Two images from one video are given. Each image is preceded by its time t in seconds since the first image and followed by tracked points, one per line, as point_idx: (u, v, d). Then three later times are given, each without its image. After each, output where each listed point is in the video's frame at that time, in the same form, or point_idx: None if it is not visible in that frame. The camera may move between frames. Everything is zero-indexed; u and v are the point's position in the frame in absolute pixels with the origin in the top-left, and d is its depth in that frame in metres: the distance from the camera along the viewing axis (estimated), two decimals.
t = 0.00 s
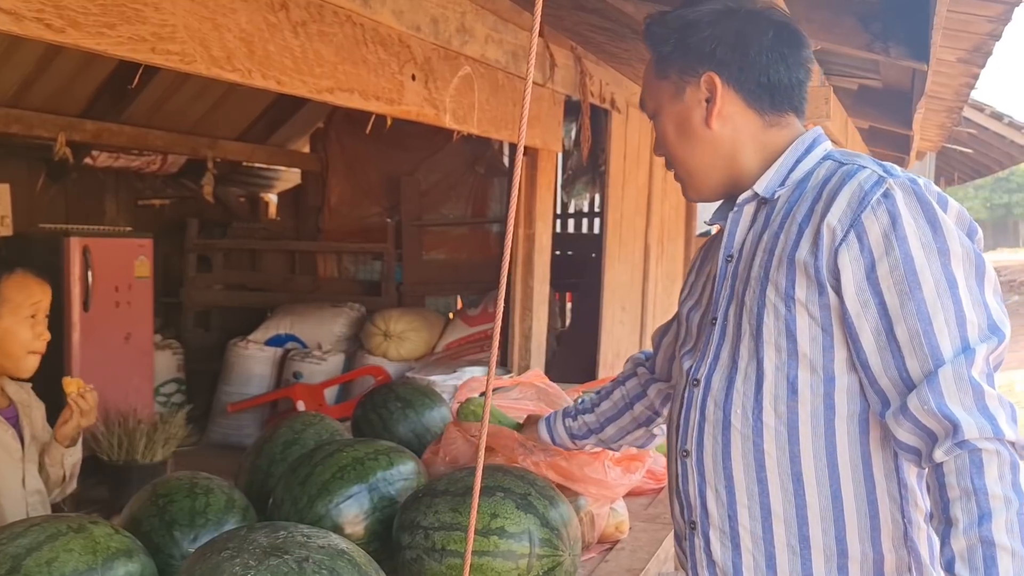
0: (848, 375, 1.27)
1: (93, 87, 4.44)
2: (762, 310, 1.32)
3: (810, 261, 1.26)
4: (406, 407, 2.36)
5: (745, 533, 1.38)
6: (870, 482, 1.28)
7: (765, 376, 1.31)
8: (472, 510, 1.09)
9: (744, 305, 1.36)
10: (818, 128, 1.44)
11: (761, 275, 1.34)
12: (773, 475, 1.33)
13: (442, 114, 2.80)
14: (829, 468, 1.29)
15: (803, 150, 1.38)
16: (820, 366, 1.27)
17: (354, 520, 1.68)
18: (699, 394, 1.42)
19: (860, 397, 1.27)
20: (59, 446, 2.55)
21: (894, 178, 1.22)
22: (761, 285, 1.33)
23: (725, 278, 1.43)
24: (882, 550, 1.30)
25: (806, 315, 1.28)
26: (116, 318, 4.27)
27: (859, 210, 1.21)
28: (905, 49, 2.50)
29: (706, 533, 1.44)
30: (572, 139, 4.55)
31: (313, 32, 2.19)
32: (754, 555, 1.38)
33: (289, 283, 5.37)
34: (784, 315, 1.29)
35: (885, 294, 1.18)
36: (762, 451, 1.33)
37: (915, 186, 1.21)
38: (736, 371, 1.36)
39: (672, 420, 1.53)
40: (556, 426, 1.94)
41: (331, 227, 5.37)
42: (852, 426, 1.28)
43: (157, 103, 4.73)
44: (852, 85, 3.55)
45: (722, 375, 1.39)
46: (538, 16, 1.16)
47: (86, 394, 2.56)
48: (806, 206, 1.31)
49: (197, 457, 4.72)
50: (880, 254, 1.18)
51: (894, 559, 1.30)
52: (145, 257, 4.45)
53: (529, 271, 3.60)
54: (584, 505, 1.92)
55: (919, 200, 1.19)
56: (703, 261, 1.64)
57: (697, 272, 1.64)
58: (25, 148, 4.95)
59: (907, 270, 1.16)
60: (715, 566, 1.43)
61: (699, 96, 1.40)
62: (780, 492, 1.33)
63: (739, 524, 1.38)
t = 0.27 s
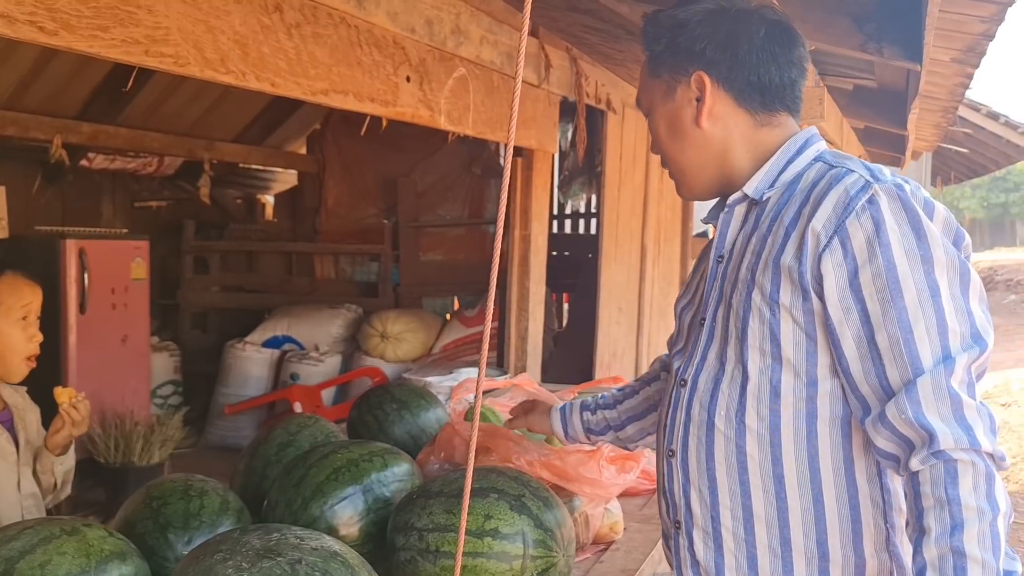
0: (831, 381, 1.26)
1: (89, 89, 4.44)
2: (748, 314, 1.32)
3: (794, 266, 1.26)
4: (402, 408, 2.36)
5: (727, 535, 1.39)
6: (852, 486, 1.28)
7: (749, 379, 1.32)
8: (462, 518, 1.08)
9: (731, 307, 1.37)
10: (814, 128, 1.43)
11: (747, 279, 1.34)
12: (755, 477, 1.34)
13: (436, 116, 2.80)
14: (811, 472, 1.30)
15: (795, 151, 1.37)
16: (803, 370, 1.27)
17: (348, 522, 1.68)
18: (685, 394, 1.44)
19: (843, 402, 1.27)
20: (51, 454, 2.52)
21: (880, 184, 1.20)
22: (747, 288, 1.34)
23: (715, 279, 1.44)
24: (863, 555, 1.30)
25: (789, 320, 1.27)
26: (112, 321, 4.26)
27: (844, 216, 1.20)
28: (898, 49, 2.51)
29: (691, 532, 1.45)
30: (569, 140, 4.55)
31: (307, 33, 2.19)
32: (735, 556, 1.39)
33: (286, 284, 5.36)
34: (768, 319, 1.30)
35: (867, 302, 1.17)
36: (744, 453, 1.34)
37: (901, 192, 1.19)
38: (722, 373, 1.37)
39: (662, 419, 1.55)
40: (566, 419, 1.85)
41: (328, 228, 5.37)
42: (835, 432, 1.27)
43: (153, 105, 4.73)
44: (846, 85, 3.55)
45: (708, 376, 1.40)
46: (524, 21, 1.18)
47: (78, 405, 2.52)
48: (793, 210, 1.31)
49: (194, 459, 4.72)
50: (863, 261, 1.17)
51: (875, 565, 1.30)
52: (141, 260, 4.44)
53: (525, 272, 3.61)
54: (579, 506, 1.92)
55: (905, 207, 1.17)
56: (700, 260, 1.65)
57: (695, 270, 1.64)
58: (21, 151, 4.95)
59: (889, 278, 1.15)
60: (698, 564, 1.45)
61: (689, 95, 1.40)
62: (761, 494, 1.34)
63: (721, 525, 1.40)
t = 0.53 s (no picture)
0: (822, 384, 1.25)
1: (84, 91, 4.44)
2: (740, 315, 1.31)
3: (786, 268, 1.24)
4: (397, 410, 2.36)
5: (717, 536, 1.38)
6: (843, 491, 1.26)
7: (741, 380, 1.31)
8: (454, 515, 1.06)
9: (725, 308, 1.36)
10: (814, 127, 1.40)
11: (740, 280, 1.33)
12: (745, 479, 1.33)
13: (432, 117, 2.80)
14: (801, 475, 1.28)
15: (791, 151, 1.36)
16: (794, 373, 1.26)
17: (342, 524, 1.68)
18: (679, 394, 1.44)
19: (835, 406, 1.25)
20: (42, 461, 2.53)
21: (875, 186, 1.17)
22: (740, 289, 1.32)
23: (710, 279, 1.43)
24: (854, 560, 1.28)
25: (782, 322, 1.26)
26: (108, 323, 4.25)
27: (837, 218, 1.18)
28: (891, 50, 2.52)
29: (682, 532, 1.45)
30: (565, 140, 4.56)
31: (301, 35, 2.19)
32: (725, 557, 1.38)
33: (283, 284, 5.35)
34: (760, 321, 1.28)
35: (858, 306, 1.15)
36: (735, 455, 1.33)
37: (896, 195, 1.16)
38: (715, 375, 1.36)
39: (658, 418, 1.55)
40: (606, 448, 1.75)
41: (324, 229, 5.37)
42: (826, 435, 1.26)
43: (149, 107, 4.73)
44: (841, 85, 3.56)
45: (702, 376, 1.39)
46: (515, 12, 1.12)
47: (66, 414, 2.50)
48: (787, 211, 1.29)
49: (191, 461, 4.71)
50: (855, 265, 1.15)
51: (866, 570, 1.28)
52: (137, 261, 4.44)
53: (522, 273, 3.62)
54: (573, 507, 1.92)
55: (898, 210, 1.15)
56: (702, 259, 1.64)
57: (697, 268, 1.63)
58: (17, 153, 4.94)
59: (880, 282, 1.12)
60: (690, 564, 1.44)
61: (684, 94, 1.39)
62: (751, 496, 1.33)
63: (712, 526, 1.39)
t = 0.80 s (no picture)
0: (827, 385, 1.20)
1: (81, 93, 4.44)
2: (743, 313, 1.26)
3: (788, 266, 1.19)
4: (395, 410, 2.36)
5: (721, 538, 1.33)
6: (849, 496, 1.21)
7: (744, 380, 1.26)
8: (446, 519, 1.07)
9: (728, 306, 1.31)
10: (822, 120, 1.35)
11: (744, 278, 1.28)
12: (749, 480, 1.27)
13: (427, 116, 2.79)
14: (806, 478, 1.23)
15: (798, 144, 1.30)
16: (798, 373, 1.21)
17: (340, 524, 1.68)
18: (682, 392, 1.39)
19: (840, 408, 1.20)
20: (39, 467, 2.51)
21: (879, 182, 1.13)
22: (743, 286, 1.27)
23: (714, 274, 1.38)
24: (861, 565, 1.23)
25: (785, 321, 1.21)
26: (107, 325, 4.25)
27: (841, 215, 1.14)
28: (887, 47, 2.52)
29: (685, 534, 1.40)
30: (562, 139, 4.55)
31: (295, 35, 2.18)
32: (729, 561, 1.33)
33: (280, 285, 5.35)
34: (764, 320, 1.23)
35: (863, 306, 1.10)
36: (739, 455, 1.28)
37: (901, 192, 1.11)
38: (718, 373, 1.31)
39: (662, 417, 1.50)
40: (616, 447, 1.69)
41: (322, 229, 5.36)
42: (831, 437, 1.20)
43: (146, 108, 4.72)
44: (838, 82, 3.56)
45: (706, 375, 1.34)
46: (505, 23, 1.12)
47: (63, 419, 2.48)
48: (791, 206, 1.24)
49: (189, 462, 4.71)
50: (859, 264, 1.10)
51: None
52: (135, 263, 4.44)
53: (519, 272, 3.62)
54: (571, 505, 1.89)
55: (904, 207, 1.10)
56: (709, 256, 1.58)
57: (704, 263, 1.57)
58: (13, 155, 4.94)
59: (885, 281, 1.08)
60: (693, 568, 1.39)
61: (684, 91, 1.35)
62: (755, 498, 1.27)
63: (715, 528, 1.33)
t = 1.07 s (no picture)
0: (823, 395, 1.16)
1: (77, 95, 4.43)
2: (740, 321, 1.25)
3: (780, 273, 1.16)
4: (391, 411, 2.36)
5: (723, 547, 1.32)
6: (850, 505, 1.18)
7: (740, 388, 1.24)
8: (441, 514, 1.08)
9: (727, 312, 1.29)
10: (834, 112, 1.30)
11: (741, 284, 1.26)
12: (747, 491, 1.26)
13: (423, 117, 2.79)
14: (805, 489, 1.20)
15: (801, 143, 1.26)
16: (794, 382, 1.18)
17: (336, 526, 1.67)
18: (685, 397, 1.38)
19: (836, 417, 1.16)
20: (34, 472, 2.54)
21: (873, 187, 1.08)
22: (740, 293, 1.26)
23: (721, 274, 1.37)
24: None
25: (779, 330, 1.18)
26: (104, 327, 4.24)
27: (832, 222, 1.09)
28: (882, 46, 2.52)
29: (690, 541, 1.39)
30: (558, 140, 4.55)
31: (290, 37, 2.18)
32: (732, 569, 1.32)
33: (278, 287, 5.33)
34: (758, 328, 1.21)
35: (854, 318, 1.06)
36: (736, 464, 1.26)
37: (895, 197, 1.06)
38: (717, 380, 1.30)
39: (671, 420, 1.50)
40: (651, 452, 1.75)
41: (320, 231, 5.36)
42: (830, 448, 1.17)
43: (142, 110, 4.72)
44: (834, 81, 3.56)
45: (705, 381, 1.34)
46: (497, 9, 1.12)
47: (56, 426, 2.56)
48: (788, 209, 1.20)
49: (187, 465, 4.70)
50: (849, 273, 1.06)
51: None
52: (132, 265, 4.44)
53: (516, 273, 3.62)
54: (567, 506, 1.89)
55: (897, 213, 1.05)
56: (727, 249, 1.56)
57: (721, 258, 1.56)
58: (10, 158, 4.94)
59: (876, 292, 1.03)
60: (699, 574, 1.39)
61: (686, 87, 1.33)
62: (754, 507, 1.26)
63: (717, 536, 1.33)
